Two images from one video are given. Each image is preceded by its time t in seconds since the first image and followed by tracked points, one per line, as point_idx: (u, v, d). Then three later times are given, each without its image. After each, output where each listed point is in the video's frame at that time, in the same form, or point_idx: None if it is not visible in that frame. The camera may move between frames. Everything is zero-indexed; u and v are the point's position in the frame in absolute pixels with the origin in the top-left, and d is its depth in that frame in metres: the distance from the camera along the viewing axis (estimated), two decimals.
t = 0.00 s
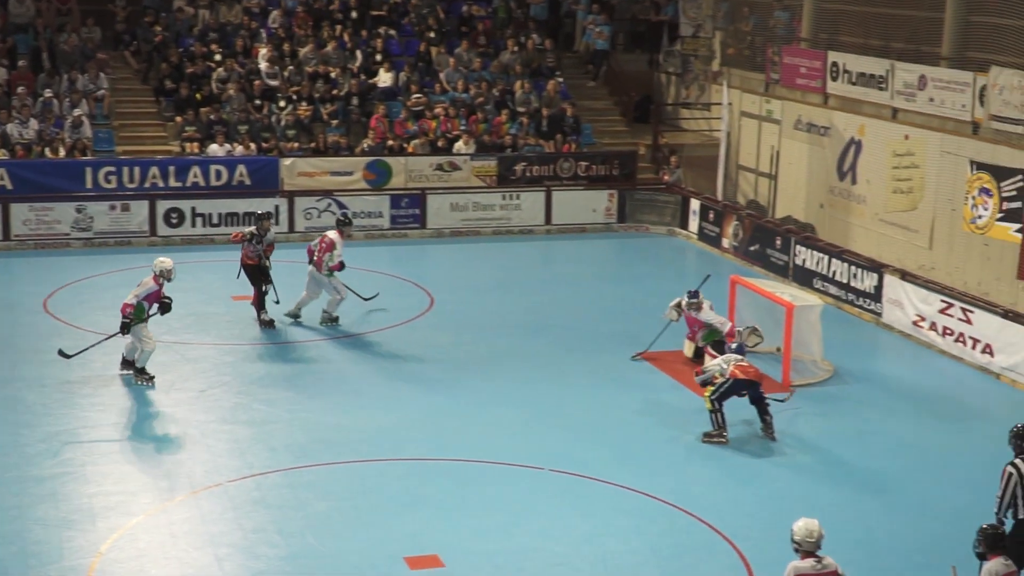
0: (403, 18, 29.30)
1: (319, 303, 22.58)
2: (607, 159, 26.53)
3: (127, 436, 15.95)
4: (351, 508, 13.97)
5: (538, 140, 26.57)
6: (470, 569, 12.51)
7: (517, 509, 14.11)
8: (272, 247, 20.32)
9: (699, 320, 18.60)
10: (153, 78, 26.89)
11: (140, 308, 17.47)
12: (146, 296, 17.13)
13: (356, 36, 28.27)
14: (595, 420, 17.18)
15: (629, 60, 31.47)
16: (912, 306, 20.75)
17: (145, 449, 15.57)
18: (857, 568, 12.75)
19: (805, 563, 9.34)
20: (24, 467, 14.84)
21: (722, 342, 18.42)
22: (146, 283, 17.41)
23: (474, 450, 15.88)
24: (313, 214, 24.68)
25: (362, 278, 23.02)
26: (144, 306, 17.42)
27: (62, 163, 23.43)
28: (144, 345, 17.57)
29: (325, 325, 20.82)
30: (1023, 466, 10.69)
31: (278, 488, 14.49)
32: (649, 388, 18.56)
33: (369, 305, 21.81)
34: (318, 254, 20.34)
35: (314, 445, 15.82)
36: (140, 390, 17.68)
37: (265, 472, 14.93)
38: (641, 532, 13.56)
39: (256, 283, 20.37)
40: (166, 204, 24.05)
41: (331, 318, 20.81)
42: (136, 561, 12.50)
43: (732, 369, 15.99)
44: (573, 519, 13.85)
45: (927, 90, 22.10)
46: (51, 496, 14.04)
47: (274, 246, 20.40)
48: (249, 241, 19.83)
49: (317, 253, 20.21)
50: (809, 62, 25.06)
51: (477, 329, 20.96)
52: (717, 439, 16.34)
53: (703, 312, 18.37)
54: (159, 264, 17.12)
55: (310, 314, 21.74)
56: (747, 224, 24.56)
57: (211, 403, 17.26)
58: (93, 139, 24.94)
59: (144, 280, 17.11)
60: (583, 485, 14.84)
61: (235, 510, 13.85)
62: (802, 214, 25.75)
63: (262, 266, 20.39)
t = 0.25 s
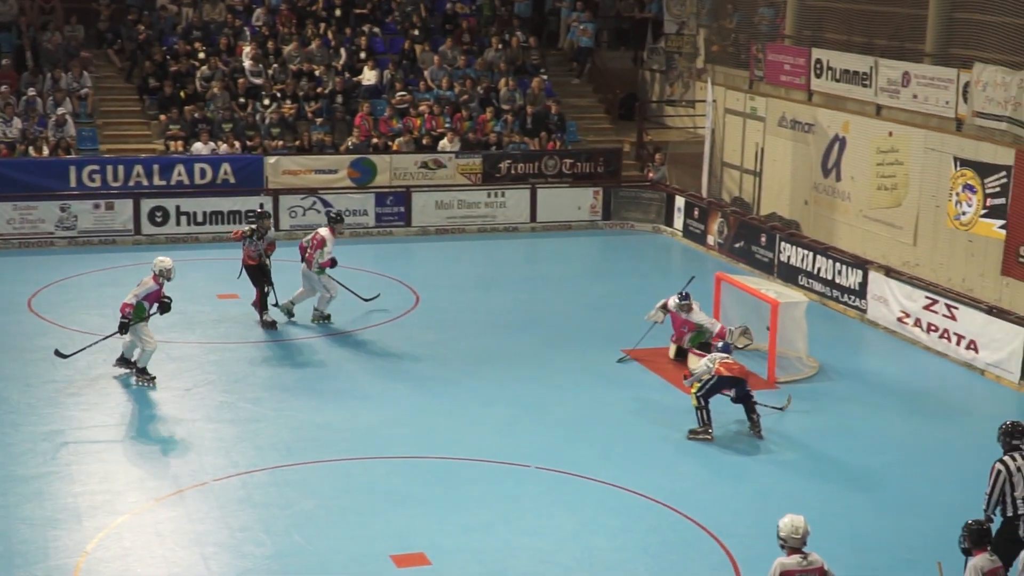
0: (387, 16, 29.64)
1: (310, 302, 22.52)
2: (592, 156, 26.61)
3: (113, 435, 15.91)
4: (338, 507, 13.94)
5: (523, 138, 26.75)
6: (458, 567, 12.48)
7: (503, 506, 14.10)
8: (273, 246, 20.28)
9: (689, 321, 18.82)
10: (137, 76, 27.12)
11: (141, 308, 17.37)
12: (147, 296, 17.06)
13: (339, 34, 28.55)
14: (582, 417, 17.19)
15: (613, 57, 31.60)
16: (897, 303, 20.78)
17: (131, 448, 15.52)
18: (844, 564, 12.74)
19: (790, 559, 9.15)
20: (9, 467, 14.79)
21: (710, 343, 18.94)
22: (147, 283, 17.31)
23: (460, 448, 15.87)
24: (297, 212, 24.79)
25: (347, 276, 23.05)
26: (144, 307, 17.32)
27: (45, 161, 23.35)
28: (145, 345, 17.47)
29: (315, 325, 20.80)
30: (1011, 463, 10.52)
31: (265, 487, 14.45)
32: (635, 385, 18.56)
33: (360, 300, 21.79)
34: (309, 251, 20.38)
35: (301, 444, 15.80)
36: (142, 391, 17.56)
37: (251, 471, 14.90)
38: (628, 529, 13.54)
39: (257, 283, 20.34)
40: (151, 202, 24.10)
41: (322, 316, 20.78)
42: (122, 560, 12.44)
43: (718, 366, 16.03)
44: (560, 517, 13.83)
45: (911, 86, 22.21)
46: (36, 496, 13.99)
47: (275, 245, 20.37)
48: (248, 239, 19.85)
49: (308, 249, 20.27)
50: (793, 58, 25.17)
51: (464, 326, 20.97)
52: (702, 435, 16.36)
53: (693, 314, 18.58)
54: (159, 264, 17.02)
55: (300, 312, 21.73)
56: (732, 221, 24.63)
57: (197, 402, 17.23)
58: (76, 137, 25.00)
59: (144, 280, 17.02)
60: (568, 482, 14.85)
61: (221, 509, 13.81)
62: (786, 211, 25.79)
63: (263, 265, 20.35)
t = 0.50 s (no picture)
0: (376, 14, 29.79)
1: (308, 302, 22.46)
2: (581, 154, 26.68)
3: (102, 434, 15.88)
4: (328, 506, 13.91)
5: (513, 136, 26.74)
6: (449, 566, 12.46)
7: (493, 505, 14.09)
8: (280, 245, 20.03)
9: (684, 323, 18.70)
10: (126, 75, 27.21)
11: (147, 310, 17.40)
12: (151, 294, 17.12)
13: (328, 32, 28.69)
14: (573, 415, 17.18)
15: (603, 55, 32.39)
16: (886, 300, 20.77)
17: (121, 447, 15.49)
18: (834, 561, 12.74)
19: (781, 556, 9.11)
20: None
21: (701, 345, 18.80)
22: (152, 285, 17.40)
23: (449, 446, 15.86)
24: (287, 212, 24.77)
25: (336, 274, 23.03)
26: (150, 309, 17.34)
27: (35, 160, 23.35)
28: (151, 345, 17.40)
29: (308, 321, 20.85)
30: (1006, 461, 10.58)
31: (254, 486, 14.42)
32: (625, 383, 18.55)
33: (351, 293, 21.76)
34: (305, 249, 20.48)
35: (291, 443, 15.78)
36: (147, 391, 17.48)
37: (241, 470, 14.87)
38: (619, 527, 13.54)
39: (263, 284, 20.15)
40: (141, 202, 24.06)
41: (321, 314, 20.83)
42: (112, 560, 12.40)
43: (707, 363, 15.99)
44: (551, 516, 13.81)
45: (900, 84, 22.26)
46: (26, 496, 13.95)
47: (280, 243, 20.13)
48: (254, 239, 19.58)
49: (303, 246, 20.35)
50: (782, 56, 25.34)
51: (454, 325, 20.96)
52: (691, 433, 16.32)
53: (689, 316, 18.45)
54: (163, 262, 17.14)
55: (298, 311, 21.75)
56: (722, 219, 24.66)
57: (186, 401, 17.19)
58: (65, 136, 24.99)
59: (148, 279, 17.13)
60: (558, 481, 14.83)
61: (211, 508, 13.78)
62: (777, 209, 25.79)
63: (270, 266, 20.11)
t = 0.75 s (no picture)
0: (369, 13, 29.84)
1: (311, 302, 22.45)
2: (574, 153, 26.68)
3: (96, 434, 15.87)
4: (321, 506, 13.90)
5: (505, 134, 26.72)
6: (443, 565, 12.45)
7: (487, 504, 14.07)
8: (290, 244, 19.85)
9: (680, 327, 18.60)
10: (118, 74, 27.24)
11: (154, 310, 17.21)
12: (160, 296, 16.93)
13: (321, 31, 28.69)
14: (566, 413, 17.18)
15: (596, 53, 32.49)
16: (879, 298, 20.78)
17: (114, 447, 15.47)
18: (828, 558, 12.75)
19: (774, 554, 9.08)
20: None
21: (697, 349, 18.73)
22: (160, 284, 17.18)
23: (443, 445, 15.85)
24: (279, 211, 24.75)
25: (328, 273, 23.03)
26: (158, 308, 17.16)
27: (27, 160, 23.28)
28: (159, 345, 17.32)
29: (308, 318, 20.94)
30: (1001, 459, 10.41)
31: (248, 486, 14.41)
32: (618, 382, 18.55)
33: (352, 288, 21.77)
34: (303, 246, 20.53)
35: (285, 442, 15.76)
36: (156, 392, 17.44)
37: (235, 470, 14.86)
38: (613, 525, 13.54)
39: (273, 286, 19.98)
40: (133, 201, 24.08)
41: (325, 313, 20.85)
42: (106, 560, 12.38)
43: (697, 360, 15.95)
44: (545, 514, 13.82)
45: (892, 82, 22.28)
46: (19, 496, 13.93)
47: (290, 242, 19.90)
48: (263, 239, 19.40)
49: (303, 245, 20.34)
50: (775, 54, 25.40)
51: (448, 324, 20.95)
52: (685, 431, 16.30)
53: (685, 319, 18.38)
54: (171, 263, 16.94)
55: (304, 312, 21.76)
56: (715, 217, 24.69)
57: (180, 400, 17.17)
58: (57, 136, 24.98)
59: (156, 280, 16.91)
60: (552, 479, 14.82)
61: (205, 508, 13.77)
62: (769, 207, 25.82)
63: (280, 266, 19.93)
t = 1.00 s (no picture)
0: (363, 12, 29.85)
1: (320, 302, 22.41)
2: (569, 153, 26.70)
3: (91, 434, 15.87)
4: (318, 506, 13.90)
5: (500, 134, 26.77)
6: (439, 564, 12.46)
7: (483, 504, 14.08)
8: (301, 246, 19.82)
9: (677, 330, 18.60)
10: (113, 75, 27.26)
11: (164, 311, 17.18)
12: (171, 297, 16.91)
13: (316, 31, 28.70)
14: (562, 413, 17.19)
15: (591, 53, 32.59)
16: (874, 297, 20.81)
17: (110, 447, 15.46)
18: (824, 557, 12.77)
19: (770, 553, 9.08)
20: None
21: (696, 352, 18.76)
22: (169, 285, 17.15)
23: (439, 444, 15.85)
24: (274, 211, 24.89)
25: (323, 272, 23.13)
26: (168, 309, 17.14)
27: (22, 160, 23.28)
28: (169, 346, 17.29)
29: (309, 316, 21.02)
30: (1001, 460, 10.41)
31: (244, 486, 14.41)
32: (614, 381, 18.57)
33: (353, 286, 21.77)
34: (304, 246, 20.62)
35: (281, 443, 15.75)
36: (167, 395, 17.40)
37: (231, 470, 14.86)
38: (608, 525, 13.56)
39: (285, 288, 19.83)
40: (128, 201, 24.09)
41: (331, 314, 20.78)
42: (102, 561, 12.37)
43: (690, 359, 15.95)
44: (541, 514, 13.83)
45: (887, 81, 22.32)
46: (14, 497, 13.92)
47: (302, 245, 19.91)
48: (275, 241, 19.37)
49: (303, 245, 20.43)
50: (769, 54, 25.42)
51: (443, 324, 20.96)
52: (681, 430, 16.31)
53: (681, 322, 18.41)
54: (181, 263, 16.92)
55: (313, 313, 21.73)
56: (710, 216, 24.72)
57: (176, 401, 17.17)
58: (52, 136, 25.01)
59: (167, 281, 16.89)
60: (548, 479, 14.83)
61: (201, 508, 13.77)
62: (764, 206, 25.86)
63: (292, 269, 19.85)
